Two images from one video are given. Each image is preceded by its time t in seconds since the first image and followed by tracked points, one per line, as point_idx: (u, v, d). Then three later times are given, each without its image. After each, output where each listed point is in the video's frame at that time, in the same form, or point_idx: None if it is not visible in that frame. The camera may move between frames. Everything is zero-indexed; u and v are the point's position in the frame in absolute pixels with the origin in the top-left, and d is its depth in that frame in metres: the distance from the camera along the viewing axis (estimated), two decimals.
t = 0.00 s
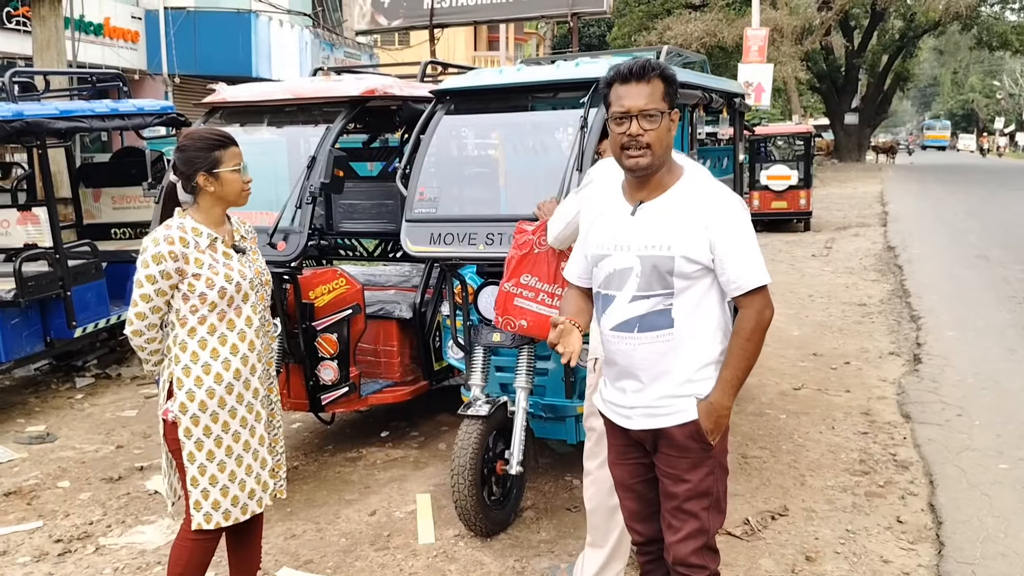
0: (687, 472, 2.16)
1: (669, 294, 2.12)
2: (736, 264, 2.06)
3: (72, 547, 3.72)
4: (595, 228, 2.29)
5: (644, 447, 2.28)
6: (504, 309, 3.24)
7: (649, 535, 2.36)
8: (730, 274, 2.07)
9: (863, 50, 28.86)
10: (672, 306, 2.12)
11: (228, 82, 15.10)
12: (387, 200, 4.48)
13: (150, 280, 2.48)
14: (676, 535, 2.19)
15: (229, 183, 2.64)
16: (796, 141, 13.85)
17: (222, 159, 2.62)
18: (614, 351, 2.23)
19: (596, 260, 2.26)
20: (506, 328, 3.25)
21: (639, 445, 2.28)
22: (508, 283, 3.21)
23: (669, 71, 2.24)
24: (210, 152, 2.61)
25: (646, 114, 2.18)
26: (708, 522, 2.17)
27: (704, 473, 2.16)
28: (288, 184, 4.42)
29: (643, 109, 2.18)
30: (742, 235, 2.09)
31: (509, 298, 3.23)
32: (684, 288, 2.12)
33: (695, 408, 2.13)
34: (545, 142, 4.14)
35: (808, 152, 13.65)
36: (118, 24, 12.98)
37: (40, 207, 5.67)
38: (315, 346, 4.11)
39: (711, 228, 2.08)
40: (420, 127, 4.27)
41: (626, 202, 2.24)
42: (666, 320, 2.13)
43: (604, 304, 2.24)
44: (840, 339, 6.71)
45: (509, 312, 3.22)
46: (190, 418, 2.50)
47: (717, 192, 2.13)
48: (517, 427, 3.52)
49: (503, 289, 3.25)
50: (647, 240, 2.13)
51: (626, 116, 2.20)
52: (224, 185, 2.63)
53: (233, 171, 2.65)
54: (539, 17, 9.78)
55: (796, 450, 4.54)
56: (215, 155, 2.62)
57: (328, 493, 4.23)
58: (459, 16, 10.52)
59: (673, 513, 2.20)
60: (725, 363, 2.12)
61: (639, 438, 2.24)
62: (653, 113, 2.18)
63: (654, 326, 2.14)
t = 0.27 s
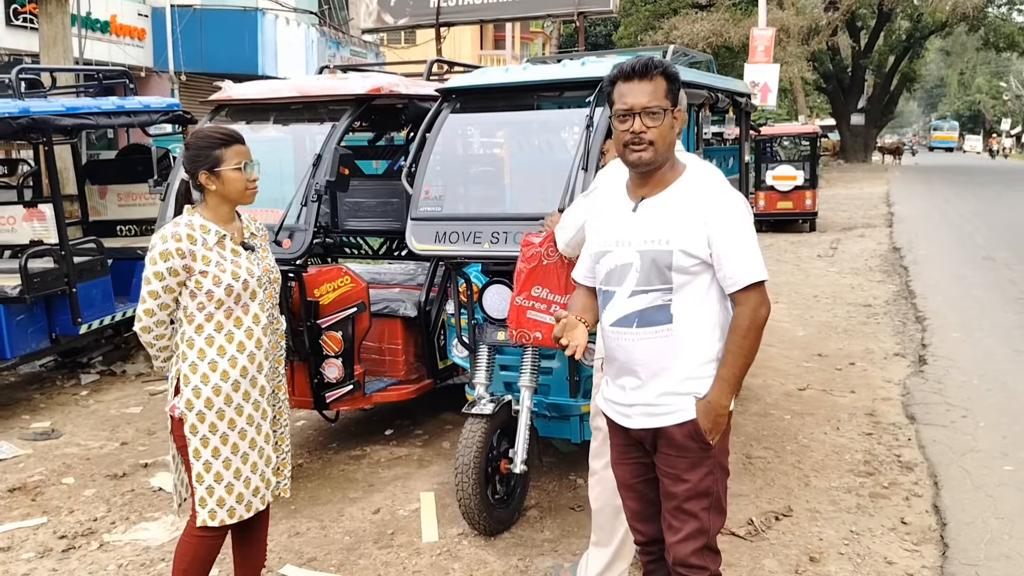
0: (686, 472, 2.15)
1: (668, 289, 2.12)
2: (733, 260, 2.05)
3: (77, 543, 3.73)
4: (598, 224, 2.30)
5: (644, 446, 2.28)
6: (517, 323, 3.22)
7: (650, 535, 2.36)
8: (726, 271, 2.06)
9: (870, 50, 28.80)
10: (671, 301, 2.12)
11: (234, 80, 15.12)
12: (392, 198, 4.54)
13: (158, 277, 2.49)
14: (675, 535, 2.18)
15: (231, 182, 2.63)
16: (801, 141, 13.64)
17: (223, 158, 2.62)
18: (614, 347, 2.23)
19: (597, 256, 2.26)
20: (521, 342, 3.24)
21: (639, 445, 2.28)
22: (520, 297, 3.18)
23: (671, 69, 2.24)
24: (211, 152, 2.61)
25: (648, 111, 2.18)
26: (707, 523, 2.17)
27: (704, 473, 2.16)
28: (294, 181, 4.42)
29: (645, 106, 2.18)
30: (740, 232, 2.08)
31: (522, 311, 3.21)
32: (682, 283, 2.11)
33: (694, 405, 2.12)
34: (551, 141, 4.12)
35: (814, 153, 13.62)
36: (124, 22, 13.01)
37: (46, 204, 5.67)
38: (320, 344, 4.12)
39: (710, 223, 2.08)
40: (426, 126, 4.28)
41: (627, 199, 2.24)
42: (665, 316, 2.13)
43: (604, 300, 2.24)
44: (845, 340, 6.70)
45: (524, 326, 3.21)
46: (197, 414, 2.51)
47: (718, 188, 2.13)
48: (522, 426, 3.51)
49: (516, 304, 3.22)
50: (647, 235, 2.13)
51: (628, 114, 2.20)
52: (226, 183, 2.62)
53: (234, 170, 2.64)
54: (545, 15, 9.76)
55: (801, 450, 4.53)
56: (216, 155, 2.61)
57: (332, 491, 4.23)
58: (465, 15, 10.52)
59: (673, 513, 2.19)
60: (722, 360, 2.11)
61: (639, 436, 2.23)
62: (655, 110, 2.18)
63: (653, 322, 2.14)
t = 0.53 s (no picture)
0: (687, 472, 2.15)
1: (668, 290, 2.12)
2: (733, 261, 2.05)
3: (81, 543, 3.74)
4: (598, 225, 2.29)
5: (646, 446, 2.28)
6: (529, 356, 3.14)
7: (653, 535, 2.36)
8: (726, 271, 2.06)
9: (873, 51, 28.77)
10: (671, 301, 2.12)
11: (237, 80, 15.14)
12: (395, 198, 4.55)
13: (162, 277, 2.51)
14: (677, 535, 2.19)
15: (232, 185, 2.63)
16: (805, 142, 13.71)
17: (225, 160, 2.62)
18: (615, 347, 2.23)
19: (598, 256, 2.26)
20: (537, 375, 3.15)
21: (641, 444, 2.28)
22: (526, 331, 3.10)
23: (671, 69, 2.24)
24: (213, 154, 2.62)
25: (648, 112, 2.18)
26: (709, 523, 2.17)
27: (705, 473, 2.15)
28: (298, 181, 4.43)
29: (645, 107, 2.18)
30: (741, 232, 2.08)
31: (532, 343, 3.12)
32: (683, 284, 2.11)
33: (695, 406, 2.12)
34: (554, 142, 4.12)
35: (817, 153, 13.62)
36: (128, 22, 13.05)
37: (50, 204, 5.68)
38: (324, 344, 4.12)
39: (710, 223, 2.08)
40: (430, 126, 4.28)
41: (628, 200, 2.24)
42: (666, 316, 2.13)
43: (605, 301, 2.24)
44: (849, 340, 6.70)
45: (535, 358, 3.12)
46: (199, 414, 2.52)
47: (718, 189, 2.13)
48: (525, 425, 3.51)
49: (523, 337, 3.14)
50: (647, 235, 2.13)
51: (628, 115, 2.20)
52: (227, 186, 2.63)
53: (236, 173, 2.64)
54: (549, 16, 9.77)
55: (804, 451, 4.53)
56: (218, 158, 2.62)
57: (335, 491, 4.24)
58: (469, 15, 10.53)
59: (675, 513, 2.19)
60: (722, 361, 2.11)
61: (640, 437, 2.23)
62: (655, 111, 2.18)
63: (653, 322, 2.14)
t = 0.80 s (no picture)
0: (690, 472, 2.15)
1: (672, 292, 2.12)
2: (737, 264, 2.06)
3: (83, 543, 3.74)
4: (601, 226, 2.29)
5: (648, 447, 2.28)
6: (513, 396, 3.22)
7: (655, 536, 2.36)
8: (730, 273, 2.06)
9: (875, 51, 28.75)
10: (674, 303, 2.12)
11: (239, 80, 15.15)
12: (398, 199, 4.54)
13: (160, 276, 2.53)
14: (680, 535, 2.19)
15: (229, 186, 2.63)
16: (807, 143, 13.63)
17: (222, 162, 2.63)
18: (618, 348, 2.24)
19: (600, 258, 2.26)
20: (522, 415, 3.23)
21: (642, 445, 2.28)
22: (513, 362, 3.19)
23: (668, 71, 2.25)
24: (210, 156, 2.63)
25: (645, 112, 2.18)
26: (711, 523, 2.17)
27: (707, 473, 2.15)
28: (300, 182, 4.44)
29: (642, 108, 2.19)
30: (744, 235, 2.08)
31: (517, 381, 3.21)
32: (686, 286, 2.11)
33: (698, 408, 2.12)
34: (556, 142, 4.12)
35: (819, 153, 13.62)
36: (130, 22, 13.07)
37: (53, 204, 5.69)
38: (326, 345, 4.11)
39: (714, 226, 2.08)
40: (432, 127, 4.28)
41: (630, 202, 2.24)
42: (669, 318, 2.13)
43: (608, 302, 2.24)
44: (851, 341, 6.70)
45: (521, 397, 3.20)
46: (192, 414, 2.53)
47: (721, 191, 2.13)
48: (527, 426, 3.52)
49: (509, 373, 3.21)
50: (650, 237, 2.13)
51: (626, 116, 2.20)
52: (225, 188, 2.63)
53: (232, 174, 2.64)
54: (551, 17, 9.77)
55: (806, 452, 4.53)
56: (216, 159, 2.63)
57: (338, 491, 4.24)
58: (471, 16, 10.53)
59: (677, 513, 2.19)
60: (725, 362, 2.11)
61: (643, 437, 2.23)
62: (652, 112, 2.18)
63: (657, 324, 2.14)
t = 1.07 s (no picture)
0: (691, 471, 2.16)
1: (673, 290, 2.13)
2: (738, 262, 2.05)
3: (84, 542, 3.74)
4: (602, 225, 2.30)
5: (648, 446, 2.28)
6: (484, 416, 3.11)
7: (655, 536, 2.36)
8: (731, 272, 2.06)
9: (875, 51, 28.75)
10: (676, 302, 2.13)
11: (239, 80, 15.15)
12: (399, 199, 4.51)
13: (147, 278, 2.53)
14: (681, 534, 2.19)
15: (213, 186, 2.62)
16: (808, 142, 13.58)
17: (205, 162, 2.63)
18: (619, 348, 2.24)
19: (602, 257, 2.27)
20: (486, 438, 3.11)
21: (643, 445, 2.29)
22: (488, 386, 3.08)
23: (675, 70, 2.25)
24: (194, 156, 2.64)
25: (650, 108, 2.18)
26: (713, 522, 2.17)
27: (709, 473, 2.16)
28: (300, 182, 4.43)
29: (647, 103, 2.19)
30: (745, 233, 2.08)
31: (489, 403, 3.09)
32: (687, 284, 2.12)
33: (700, 406, 2.12)
34: (557, 142, 4.13)
35: (820, 153, 13.61)
36: (130, 22, 13.07)
37: (54, 204, 5.69)
38: (326, 344, 4.12)
39: (715, 224, 2.08)
40: (432, 127, 4.28)
41: (631, 201, 2.24)
42: (670, 317, 2.13)
43: (609, 301, 2.24)
44: (851, 341, 6.70)
45: (490, 419, 3.08)
46: (172, 421, 2.51)
47: (723, 189, 2.13)
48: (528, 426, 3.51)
49: (483, 394, 3.11)
50: (652, 235, 2.14)
51: (631, 110, 2.20)
52: (209, 188, 2.63)
53: (215, 174, 2.63)
54: (551, 16, 9.79)
55: (807, 451, 4.53)
56: (199, 159, 2.64)
57: (339, 490, 4.24)
58: (472, 16, 10.52)
59: (679, 512, 2.19)
60: (727, 361, 2.10)
61: (645, 437, 2.24)
62: (658, 107, 2.18)
63: (657, 323, 2.14)
